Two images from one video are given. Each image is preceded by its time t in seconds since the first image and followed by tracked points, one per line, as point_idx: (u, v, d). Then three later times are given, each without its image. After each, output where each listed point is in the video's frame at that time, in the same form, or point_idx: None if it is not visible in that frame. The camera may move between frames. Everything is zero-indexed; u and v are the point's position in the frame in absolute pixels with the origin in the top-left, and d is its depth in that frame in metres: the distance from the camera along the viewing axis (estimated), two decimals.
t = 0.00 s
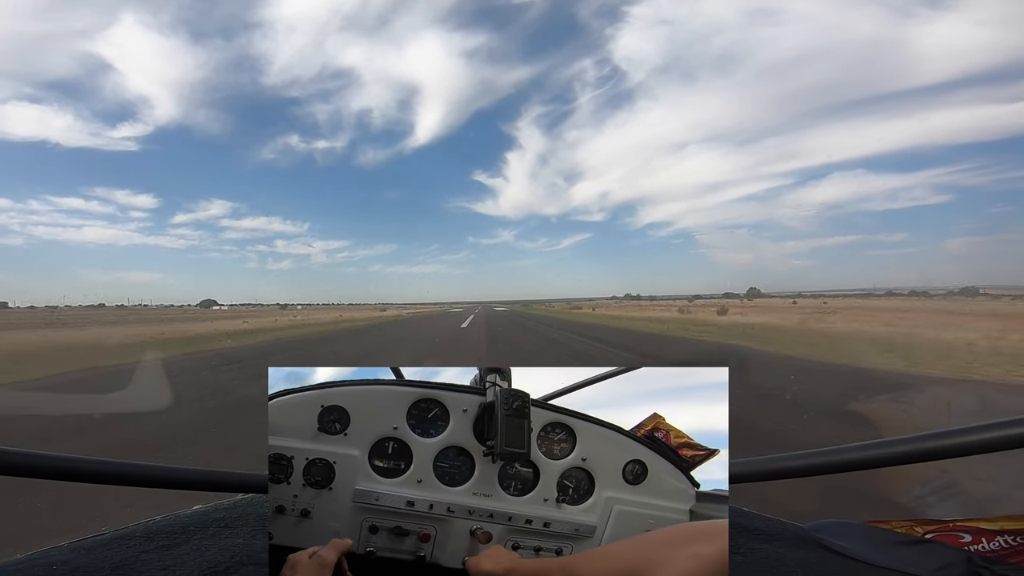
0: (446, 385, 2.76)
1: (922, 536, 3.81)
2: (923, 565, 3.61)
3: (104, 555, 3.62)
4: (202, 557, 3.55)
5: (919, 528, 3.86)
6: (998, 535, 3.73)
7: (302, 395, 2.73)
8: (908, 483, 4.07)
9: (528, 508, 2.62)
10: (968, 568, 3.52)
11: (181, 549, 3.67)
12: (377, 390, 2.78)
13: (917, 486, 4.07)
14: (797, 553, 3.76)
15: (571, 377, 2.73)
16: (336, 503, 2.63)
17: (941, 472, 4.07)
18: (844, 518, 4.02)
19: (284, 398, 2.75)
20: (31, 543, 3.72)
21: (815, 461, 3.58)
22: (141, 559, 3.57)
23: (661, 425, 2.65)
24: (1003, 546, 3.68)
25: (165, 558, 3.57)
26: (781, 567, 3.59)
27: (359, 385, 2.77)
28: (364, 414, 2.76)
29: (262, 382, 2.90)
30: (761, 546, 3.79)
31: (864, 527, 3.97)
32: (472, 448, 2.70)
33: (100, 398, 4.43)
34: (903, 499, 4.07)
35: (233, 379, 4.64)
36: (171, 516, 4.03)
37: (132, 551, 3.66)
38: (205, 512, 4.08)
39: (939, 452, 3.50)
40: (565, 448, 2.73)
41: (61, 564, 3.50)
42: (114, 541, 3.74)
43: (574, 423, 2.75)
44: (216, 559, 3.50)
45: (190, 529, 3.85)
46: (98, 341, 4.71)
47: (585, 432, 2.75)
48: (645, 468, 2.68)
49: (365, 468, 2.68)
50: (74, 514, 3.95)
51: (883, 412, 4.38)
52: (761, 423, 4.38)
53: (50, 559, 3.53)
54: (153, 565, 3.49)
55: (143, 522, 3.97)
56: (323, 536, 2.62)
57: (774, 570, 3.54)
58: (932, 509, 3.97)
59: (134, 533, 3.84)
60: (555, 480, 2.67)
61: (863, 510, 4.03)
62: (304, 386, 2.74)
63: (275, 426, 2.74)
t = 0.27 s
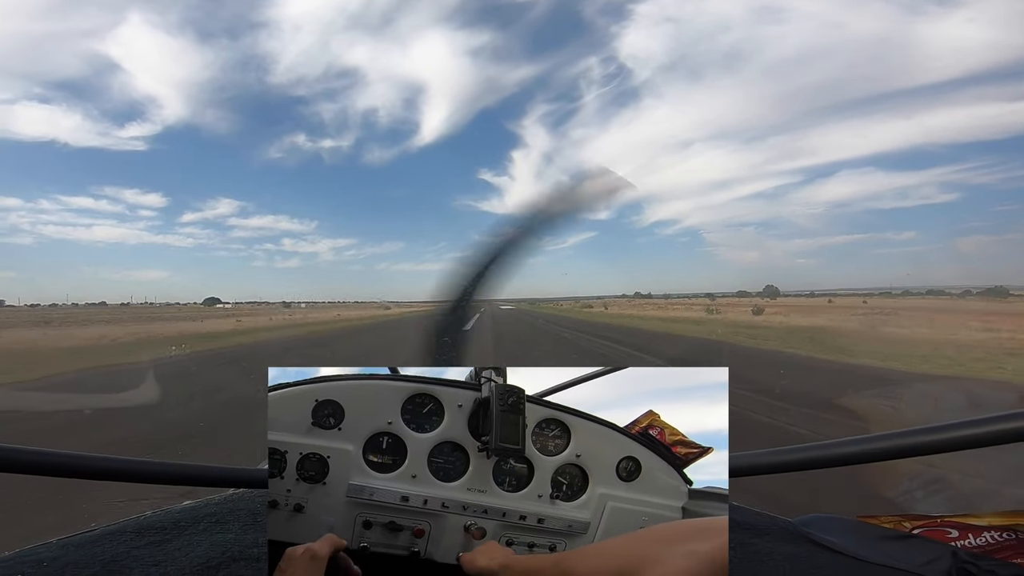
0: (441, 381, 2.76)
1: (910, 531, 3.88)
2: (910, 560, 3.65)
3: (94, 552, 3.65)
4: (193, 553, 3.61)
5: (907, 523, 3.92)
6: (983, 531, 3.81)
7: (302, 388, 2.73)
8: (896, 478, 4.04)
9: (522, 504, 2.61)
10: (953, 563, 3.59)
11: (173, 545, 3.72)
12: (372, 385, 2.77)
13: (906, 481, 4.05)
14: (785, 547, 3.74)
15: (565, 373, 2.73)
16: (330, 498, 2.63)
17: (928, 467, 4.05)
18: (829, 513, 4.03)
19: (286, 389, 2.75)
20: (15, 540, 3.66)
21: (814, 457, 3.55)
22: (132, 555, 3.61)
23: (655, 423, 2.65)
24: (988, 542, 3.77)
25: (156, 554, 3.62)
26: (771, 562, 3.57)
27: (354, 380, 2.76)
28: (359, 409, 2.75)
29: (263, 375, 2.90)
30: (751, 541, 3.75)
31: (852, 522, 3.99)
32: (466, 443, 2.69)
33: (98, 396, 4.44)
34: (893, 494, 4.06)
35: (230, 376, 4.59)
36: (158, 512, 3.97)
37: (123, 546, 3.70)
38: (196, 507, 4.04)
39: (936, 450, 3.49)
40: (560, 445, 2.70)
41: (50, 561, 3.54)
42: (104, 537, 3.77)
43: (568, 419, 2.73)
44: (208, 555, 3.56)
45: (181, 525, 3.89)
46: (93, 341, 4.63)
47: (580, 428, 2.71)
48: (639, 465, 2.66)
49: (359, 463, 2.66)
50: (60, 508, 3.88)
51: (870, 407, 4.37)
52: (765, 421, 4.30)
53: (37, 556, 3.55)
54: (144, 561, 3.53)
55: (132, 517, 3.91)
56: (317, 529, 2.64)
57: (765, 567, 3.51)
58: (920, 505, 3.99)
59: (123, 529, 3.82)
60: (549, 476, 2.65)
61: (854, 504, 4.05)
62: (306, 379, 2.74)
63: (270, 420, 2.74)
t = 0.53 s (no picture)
0: (437, 382, 2.75)
1: (907, 529, 3.89)
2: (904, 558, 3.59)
3: (93, 550, 3.71)
4: (191, 551, 3.64)
5: (903, 521, 3.95)
6: (981, 530, 3.80)
7: (300, 389, 2.74)
8: (893, 475, 4.16)
9: (517, 506, 2.61)
10: (947, 561, 3.53)
11: (171, 543, 3.76)
12: (368, 386, 2.76)
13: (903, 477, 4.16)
14: (781, 546, 3.67)
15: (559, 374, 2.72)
16: (326, 499, 2.64)
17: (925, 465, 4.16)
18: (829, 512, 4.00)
19: (285, 390, 2.76)
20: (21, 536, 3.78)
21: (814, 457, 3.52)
22: (129, 553, 3.65)
23: (650, 425, 2.67)
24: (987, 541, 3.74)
25: (153, 552, 3.66)
26: (766, 561, 3.50)
27: (350, 382, 2.76)
28: (356, 410, 2.75)
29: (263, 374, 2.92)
30: (748, 539, 3.70)
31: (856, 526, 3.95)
32: (462, 445, 2.70)
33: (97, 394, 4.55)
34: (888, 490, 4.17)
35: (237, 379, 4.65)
36: (158, 510, 4.04)
37: (121, 544, 3.74)
38: (194, 505, 4.10)
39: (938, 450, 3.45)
40: (555, 446, 2.70)
41: (49, 559, 3.60)
42: (102, 536, 3.83)
43: (563, 421, 2.72)
44: (205, 553, 3.59)
45: (180, 523, 3.92)
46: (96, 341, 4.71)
47: (575, 429, 2.70)
48: (632, 466, 2.64)
49: (355, 465, 2.67)
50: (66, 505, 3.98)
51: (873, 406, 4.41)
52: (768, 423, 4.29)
53: (37, 554, 3.64)
54: (141, 560, 3.58)
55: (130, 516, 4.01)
56: (315, 531, 2.64)
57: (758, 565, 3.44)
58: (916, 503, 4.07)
59: (121, 528, 3.91)
60: (544, 478, 2.64)
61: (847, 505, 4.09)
62: (305, 380, 2.75)
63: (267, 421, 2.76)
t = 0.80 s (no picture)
0: (436, 387, 2.71)
1: (917, 532, 3.75)
2: (912, 561, 3.56)
3: (100, 552, 3.71)
4: (198, 553, 3.63)
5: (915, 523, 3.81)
6: (992, 533, 3.70)
7: (299, 394, 2.71)
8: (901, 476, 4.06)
9: (515, 511, 2.57)
10: (956, 564, 3.46)
11: (177, 545, 3.75)
12: (367, 390, 2.74)
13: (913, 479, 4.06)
14: (789, 549, 3.61)
15: (558, 377, 2.68)
16: (325, 504, 2.61)
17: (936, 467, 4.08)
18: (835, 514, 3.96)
19: (284, 395, 2.73)
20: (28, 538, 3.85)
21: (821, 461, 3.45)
22: (136, 556, 3.64)
23: (649, 429, 2.60)
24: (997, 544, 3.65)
25: (160, 554, 3.64)
26: (772, 564, 3.45)
27: (350, 387, 2.73)
28: (354, 415, 2.72)
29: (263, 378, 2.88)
30: (755, 542, 3.63)
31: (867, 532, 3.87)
32: (461, 449, 2.66)
33: (107, 396, 4.54)
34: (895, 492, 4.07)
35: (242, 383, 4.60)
36: (164, 512, 4.05)
37: (128, 547, 3.74)
38: (200, 507, 4.08)
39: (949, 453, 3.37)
40: (554, 451, 2.67)
41: (56, 561, 3.62)
42: (109, 538, 3.82)
43: (562, 425, 2.68)
44: (212, 555, 3.57)
45: (186, 525, 3.91)
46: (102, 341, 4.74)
47: (574, 434, 2.67)
48: (631, 470, 2.61)
49: (354, 469, 2.63)
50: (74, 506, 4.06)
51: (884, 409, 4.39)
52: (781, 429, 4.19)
53: (45, 556, 3.66)
54: (148, 562, 3.57)
55: (137, 517, 4.02)
56: (315, 536, 2.62)
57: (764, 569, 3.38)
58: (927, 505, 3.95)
59: (128, 530, 3.90)
60: (543, 482, 2.60)
61: (855, 506, 3.99)
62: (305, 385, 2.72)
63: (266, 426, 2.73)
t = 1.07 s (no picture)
0: (436, 390, 2.71)
1: (939, 531, 3.74)
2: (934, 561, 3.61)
3: (121, 552, 3.86)
4: (215, 554, 3.77)
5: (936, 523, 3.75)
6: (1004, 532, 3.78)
7: (301, 397, 2.73)
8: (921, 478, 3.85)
9: (517, 512, 2.56)
10: (981, 566, 3.56)
11: (196, 547, 3.91)
12: (368, 394, 2.74)
13: (935, 479, 3.83)
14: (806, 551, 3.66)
15: (558, 379, 2.67)
16: (328, 506, 2.62)
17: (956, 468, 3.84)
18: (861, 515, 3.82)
19: (285, 398, 2.75)
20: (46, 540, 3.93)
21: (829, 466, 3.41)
22: (157, 557, 3.82)
23: (651, 429, 2.61)
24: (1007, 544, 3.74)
25: (180, 555, 3.82)
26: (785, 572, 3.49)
27: (351, 390, 2.74)
28: (356, 418, 2.72)
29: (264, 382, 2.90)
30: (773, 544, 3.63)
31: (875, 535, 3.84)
32: (462, 452, 2.65)
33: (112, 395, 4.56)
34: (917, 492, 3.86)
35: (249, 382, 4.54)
36: (182, 513, 4.09)
37: (147, 547, 3.88)
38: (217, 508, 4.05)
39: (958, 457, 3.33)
40: (555, 452, 2.64)
41: (79, 562, 3.78)
42: (131, 539, 3.92)
43: (563, 426, 2.66)
44: (228, 556, 3.71)
45: (204, 526, 3.99)
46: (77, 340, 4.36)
47: (575, 435, 2.64)
48: (632, 471, 2.59)
49: (356, 472, 2.62)
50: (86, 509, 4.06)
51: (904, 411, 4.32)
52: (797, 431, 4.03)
53: (68, 556, 3.81)
54: (168, 564, 3.77)
55: (155, 518, 4.08)
56: (318, 538, 2.63)
57: None
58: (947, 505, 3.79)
59: (148, 531, 3.98)
60: (545, 484, 2.58)
61: (877, 506, 3.83)
62: (306, 389, 2.73)
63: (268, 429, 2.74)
